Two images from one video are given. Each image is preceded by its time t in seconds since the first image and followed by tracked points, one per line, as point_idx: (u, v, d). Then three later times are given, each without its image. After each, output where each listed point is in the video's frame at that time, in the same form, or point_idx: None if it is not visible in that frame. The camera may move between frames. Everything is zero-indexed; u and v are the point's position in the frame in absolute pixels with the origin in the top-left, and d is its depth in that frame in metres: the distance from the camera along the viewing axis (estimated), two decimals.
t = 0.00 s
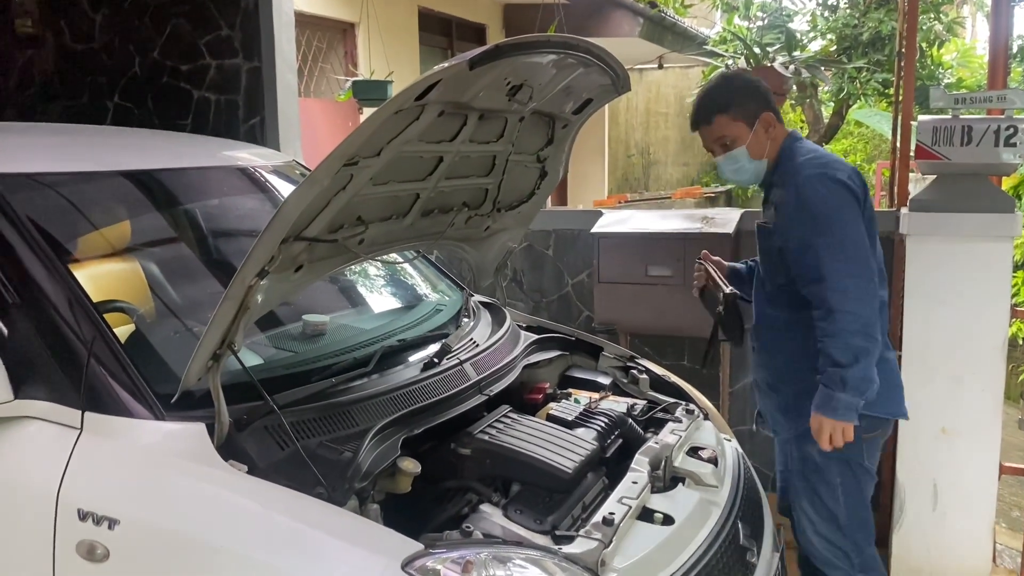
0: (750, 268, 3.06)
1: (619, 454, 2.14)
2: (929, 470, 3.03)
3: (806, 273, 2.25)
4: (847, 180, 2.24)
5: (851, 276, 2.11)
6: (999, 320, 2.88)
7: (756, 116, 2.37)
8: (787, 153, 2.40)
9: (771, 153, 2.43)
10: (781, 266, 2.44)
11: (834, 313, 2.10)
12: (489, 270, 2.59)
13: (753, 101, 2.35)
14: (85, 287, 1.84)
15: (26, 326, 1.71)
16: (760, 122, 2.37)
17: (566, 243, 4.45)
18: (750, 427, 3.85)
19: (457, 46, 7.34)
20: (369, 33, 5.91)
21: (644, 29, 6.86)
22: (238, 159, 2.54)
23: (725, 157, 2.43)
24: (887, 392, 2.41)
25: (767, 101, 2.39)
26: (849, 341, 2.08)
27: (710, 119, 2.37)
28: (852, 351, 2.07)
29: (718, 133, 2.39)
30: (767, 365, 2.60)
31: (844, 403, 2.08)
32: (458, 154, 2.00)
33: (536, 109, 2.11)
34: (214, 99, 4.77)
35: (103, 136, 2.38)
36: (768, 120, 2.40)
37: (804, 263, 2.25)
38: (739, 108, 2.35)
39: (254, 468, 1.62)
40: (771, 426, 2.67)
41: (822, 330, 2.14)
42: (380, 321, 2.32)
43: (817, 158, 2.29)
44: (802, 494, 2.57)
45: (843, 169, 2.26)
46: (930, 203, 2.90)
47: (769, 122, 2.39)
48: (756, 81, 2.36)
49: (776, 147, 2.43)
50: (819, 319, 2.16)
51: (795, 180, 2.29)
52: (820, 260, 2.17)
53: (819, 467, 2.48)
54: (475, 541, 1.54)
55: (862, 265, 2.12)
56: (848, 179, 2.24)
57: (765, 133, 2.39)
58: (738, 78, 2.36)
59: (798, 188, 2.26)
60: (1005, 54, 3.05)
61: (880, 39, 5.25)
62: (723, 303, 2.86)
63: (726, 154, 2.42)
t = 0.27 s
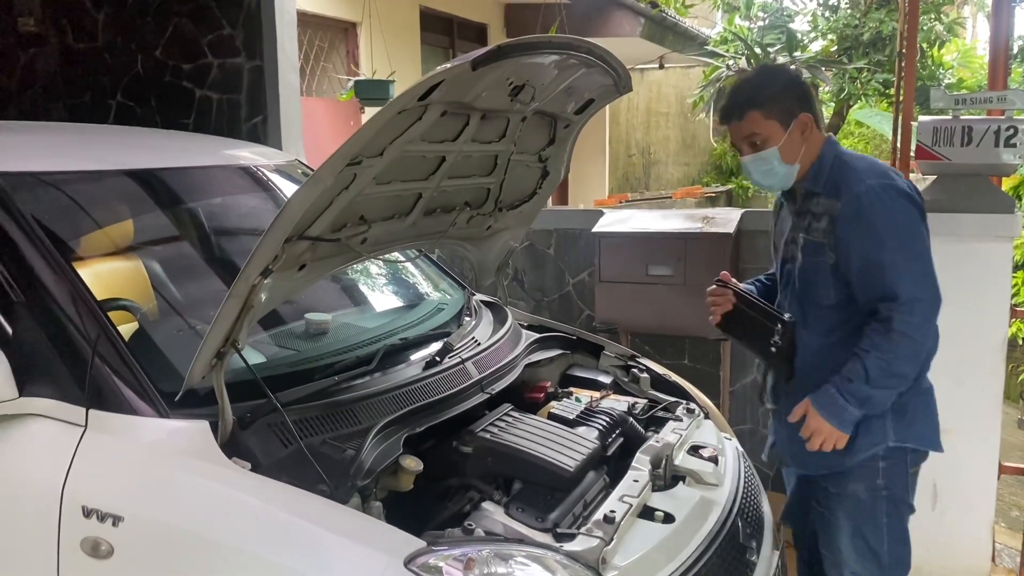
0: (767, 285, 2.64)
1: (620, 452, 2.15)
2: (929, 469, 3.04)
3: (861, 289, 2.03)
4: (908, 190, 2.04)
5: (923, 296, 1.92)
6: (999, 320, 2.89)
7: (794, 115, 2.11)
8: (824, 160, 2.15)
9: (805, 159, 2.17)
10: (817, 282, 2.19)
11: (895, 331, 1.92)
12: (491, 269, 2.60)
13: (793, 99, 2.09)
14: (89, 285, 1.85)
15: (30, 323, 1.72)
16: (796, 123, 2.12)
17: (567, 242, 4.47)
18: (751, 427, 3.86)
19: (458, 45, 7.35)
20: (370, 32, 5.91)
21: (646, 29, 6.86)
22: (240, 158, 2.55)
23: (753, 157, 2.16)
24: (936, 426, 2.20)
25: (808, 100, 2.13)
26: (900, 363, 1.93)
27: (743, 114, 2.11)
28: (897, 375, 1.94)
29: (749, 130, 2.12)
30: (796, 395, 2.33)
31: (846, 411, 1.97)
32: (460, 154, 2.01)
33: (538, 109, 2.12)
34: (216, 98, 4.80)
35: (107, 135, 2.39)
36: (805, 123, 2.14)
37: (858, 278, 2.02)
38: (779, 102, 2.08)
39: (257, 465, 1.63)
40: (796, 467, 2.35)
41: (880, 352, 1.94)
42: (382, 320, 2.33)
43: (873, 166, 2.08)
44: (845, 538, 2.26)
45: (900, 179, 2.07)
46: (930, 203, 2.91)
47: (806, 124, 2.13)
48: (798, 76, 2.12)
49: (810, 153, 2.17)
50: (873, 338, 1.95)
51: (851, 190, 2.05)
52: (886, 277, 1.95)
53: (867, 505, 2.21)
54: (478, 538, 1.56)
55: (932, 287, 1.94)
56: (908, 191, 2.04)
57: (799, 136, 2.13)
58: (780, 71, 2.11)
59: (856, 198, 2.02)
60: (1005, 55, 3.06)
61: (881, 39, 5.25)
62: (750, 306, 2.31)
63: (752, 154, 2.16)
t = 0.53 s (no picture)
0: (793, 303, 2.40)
1: (621, 451, 2.16)
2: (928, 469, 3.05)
3: (937, 277, 1.87)
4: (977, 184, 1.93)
5: (1014, 275, 1.77)
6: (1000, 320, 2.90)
7: (829, 109, 1.97)
8: (874, 156, 2.02)
9: (840, 155, 2.03)
10: (876, 287, 2.01)
11: (981, 305, 1.77)
12: (492, 268, 2.61)
13: (826, 91, 1.95)
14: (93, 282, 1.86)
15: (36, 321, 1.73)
16: (831, 117, 1.98)
17: (568, 241, 4.47)
18: (751, 426, 3.87)
19: (459, 44, 7.36)
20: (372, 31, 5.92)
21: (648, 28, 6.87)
22: (243, 157, 2.56)
23: (783, 154, 2.03)
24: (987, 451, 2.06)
25: (846, 92, 1.99)
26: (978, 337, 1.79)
27: (773, 106, 1.98)
28: (965, 344, 1.80)
29: (778, 124, 2.00)
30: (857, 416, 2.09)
31: (884, 364, 1.84)
32: (463, 153, 2.02)
33: (540, 108, 2.13)
34: (218, 96, 4.82)
35: (111, 133, 2.40)
36: (842, 118, 1.99)
37: (931, 266, 1.87)
38: (814, 94, 1.95)
39: (260, 462, 1.64)
40: (835, 492, 2.13)
41: (963, 329, 1.78)
42: (385, 318, 2.34)
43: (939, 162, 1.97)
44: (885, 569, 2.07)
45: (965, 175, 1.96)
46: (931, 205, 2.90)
47: (843, 119, 1.99)
48: (836, 67, 1.99)
49: (846, 150, 2.02)
50: (951, 315, 1.80)
51: (918, 183, 1.92)
52: (971, 257, 1.80)
53: (913, 535, 2.03)
54: (480, 535, 1.57)
55: None
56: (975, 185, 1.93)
57: (834, 131, 2.00)
58: (819, 61, 1.97)
59: (927, 189, 1.88)
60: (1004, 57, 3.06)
61: (882, 39, 5.26)
62: (797, 331, 2.03)
63: (782, 151, 2.02)
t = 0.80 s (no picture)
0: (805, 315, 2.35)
1: (621, 448, 2.17)
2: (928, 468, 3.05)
3: (980, 271, 1.86)
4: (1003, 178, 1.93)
5: None
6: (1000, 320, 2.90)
7: (838, 113, 1.96)
8: (894, 157, 2.00)
9: (853, 159, 2.01)
10: (912, 288, 1.98)
11: None
12: (493, 266, 2.62)
13: (836, 94, 1.94)
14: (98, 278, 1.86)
15: (41, 317, 1.74)
16: (840, 121, 1.97)
17: (569, 240, 4.48)
18: (750, 424, 3.88)
19: (461, 43, 7.36)
20: (374, 29, 5.93)
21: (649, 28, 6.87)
22: (246, 154, 2.57)
23: (792, 159, 2.02)
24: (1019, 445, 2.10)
25: (858, 96, 1.97)
26: None
27: (781, 110, 1.97)
28: (1011, 327, 1.79)
29: (785, 130, 1.99)
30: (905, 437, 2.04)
31: (922, 338, 1.83)
32: (465, 151, 2.02)
33: (542, 107, 2.14)
34: (220, 94, 4.82)
35: (114, 130, 2.42)
36: (852, 122, 1.98)
37: (975, 260, 1.86)
38: (822, 97, 1.93)
39: (263, 457, 1.65)
40: (887, 514, 2.08)
41: (1010, 312, 1.78)
42: (387, 315, 2.35)
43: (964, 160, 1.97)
44: None
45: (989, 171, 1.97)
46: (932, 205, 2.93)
47: (852, 122, 1.98)
48: (847, 69, 1.97)
49: (858, 153, 2.01)
50: (997, 298, 1.78)
51: (955, 183, 1.92)
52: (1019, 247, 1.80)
53: (956, 546, 2.08)
54: (481, 530, 1.59)
55: None
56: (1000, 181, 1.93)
57: (843, 135, 1.98)
58: (831, 64, 1.96)
59: (967, 186, 1.88)
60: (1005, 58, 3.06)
61: (883, 40, 5.26)
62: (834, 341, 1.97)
63: (791, 156, 2.01)
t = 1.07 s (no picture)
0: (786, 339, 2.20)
1: (621, 445, 2.18)
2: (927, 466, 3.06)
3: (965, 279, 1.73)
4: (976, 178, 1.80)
5: None
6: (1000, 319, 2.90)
7: (801, 132, 1.80)
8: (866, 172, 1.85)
9: (823, 178, 1.86)
10: (900, 300, 1.84)
11: (1014, 300, 1.62)
12: (495, 263, 2.63)
13: (796, 110, 1.78)
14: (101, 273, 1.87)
15: (45, 311, 1.75)
16: (804, 140, 1.80)
17: (570, 238, 4.49)
18: (751, 422, 3.89)
19: (463, 40, 7.36)
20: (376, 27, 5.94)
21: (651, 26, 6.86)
22: (248, 151, 2.58)
23: (758, 182, 1.87)
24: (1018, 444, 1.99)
25: (821, 109, 1.81)
26: (1016, 333, 1.64)
27: (740, 134, 1.82)
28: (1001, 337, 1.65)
29: (748, 153, 1.84)
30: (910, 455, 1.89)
31: (908, 356, 1.68)
32: (467, 148, 2.03)
33: (544, 105, 2.14)
34: (223, 90, 4.91)
35: (118, 126, 2.42)
36: (817, 139, 1.81)
37: (958, 267, 1.73)
38: (781, 119, 1.78)
39: (265, 452, 1.66)
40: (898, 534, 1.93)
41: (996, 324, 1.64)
42: (389, 311, 2.35)
43: (936, 166, 1.83)
44: None
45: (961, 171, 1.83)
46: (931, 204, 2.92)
47: (818, 140, 1.81)
48: (806, 82, 1.81)
49: (829, 168, 1.85)
50: (981, 312, 1.65)
51: (932, 191, 1.78)
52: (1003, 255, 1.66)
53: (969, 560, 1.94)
54: (481, 525, 1.60)
55: None
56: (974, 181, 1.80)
57: (809, 155, 1.82)
58: (786, 79, 1.81)
59: (947, 191, 1.74)
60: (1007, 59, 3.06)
61: (885, 39, 5.26)
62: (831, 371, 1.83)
63: (758, 180, 1.86)
